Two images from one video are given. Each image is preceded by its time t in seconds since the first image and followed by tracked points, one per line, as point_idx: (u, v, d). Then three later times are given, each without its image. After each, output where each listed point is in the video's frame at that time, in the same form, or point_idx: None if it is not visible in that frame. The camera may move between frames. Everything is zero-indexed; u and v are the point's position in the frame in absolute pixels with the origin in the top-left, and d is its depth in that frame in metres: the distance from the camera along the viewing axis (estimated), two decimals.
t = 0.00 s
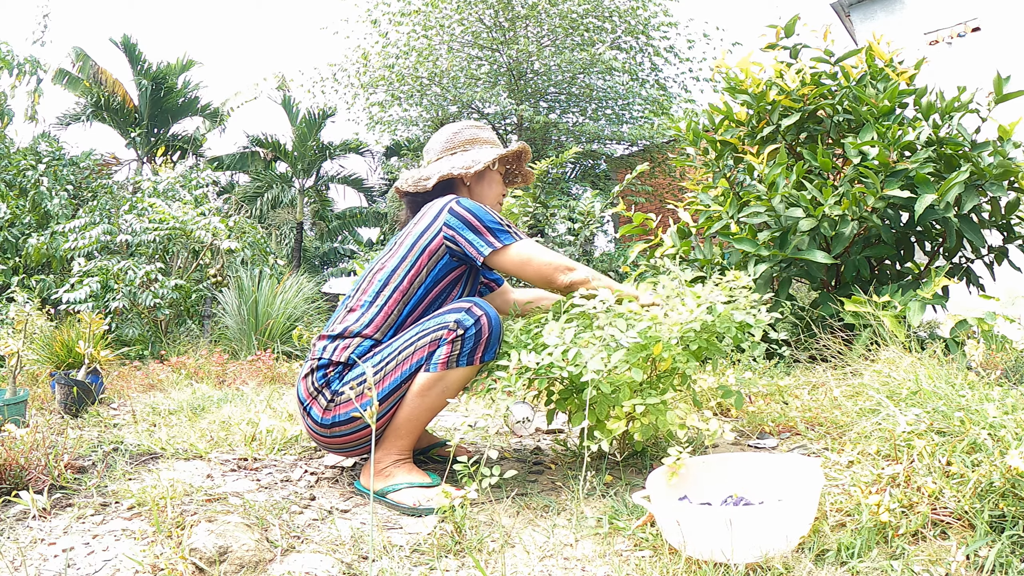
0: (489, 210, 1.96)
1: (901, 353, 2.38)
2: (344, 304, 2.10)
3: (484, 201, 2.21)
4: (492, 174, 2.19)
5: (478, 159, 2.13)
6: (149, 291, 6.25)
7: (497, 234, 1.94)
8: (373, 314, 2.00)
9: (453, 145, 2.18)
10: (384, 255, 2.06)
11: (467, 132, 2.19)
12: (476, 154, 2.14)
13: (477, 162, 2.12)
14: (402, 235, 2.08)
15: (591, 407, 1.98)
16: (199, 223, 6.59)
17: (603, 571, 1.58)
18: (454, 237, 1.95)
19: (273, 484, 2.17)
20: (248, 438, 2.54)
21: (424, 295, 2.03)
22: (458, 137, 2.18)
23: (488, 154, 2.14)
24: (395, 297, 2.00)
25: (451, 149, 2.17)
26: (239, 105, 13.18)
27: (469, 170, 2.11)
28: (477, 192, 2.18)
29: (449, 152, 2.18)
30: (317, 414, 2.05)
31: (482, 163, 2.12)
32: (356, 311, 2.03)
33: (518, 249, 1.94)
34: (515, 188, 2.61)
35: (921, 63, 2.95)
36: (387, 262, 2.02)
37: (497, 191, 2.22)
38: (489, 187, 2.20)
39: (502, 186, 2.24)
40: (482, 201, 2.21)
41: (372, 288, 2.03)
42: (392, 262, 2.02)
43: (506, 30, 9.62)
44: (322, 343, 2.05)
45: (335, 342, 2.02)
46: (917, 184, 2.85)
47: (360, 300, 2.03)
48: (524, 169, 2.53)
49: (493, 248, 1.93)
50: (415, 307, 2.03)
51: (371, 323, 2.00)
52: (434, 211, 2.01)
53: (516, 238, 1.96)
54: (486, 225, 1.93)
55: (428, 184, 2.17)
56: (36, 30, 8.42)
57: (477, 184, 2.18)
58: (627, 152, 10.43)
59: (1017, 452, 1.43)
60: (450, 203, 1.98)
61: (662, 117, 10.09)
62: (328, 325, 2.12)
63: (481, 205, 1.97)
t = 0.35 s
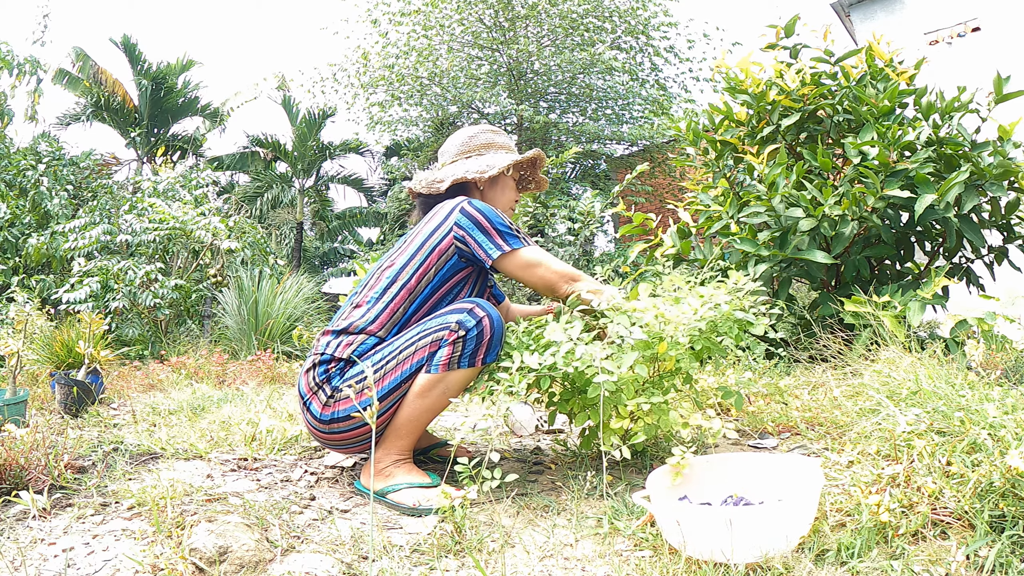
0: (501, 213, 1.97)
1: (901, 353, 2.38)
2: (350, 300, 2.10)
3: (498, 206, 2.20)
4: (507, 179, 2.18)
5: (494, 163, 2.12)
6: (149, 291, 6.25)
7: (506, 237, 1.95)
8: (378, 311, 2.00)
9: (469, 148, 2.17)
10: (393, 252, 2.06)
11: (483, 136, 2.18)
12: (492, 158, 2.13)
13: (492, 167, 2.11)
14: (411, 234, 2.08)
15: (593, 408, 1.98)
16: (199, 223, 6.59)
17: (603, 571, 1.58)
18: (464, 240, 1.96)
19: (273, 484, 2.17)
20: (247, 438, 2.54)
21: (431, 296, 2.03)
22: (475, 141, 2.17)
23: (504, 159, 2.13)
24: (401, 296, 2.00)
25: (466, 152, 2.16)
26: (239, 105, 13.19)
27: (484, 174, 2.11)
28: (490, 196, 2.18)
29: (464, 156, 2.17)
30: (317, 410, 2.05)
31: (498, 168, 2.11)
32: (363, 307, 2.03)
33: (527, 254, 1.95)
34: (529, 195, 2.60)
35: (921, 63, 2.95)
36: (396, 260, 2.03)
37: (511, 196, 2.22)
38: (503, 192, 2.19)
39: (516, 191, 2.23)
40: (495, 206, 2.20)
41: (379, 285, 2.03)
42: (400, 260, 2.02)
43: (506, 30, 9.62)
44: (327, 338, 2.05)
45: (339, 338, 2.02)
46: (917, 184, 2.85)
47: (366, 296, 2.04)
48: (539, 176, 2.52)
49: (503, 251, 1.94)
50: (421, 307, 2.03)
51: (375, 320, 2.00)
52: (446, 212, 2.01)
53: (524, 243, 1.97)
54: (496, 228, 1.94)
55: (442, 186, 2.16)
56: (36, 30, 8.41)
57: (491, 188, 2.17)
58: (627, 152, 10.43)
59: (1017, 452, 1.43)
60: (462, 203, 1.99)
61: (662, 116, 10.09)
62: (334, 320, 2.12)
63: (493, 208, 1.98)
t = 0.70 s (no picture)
0: (502, 216, 1.97)
1: (901, 353, 2.38)
2: (351, 299, 2.10)
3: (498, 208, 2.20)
4: (509, 181, 2.18)
5: (495, 166, 2.12)
6: (149, 291, 6.25)
7: (507, 241, 1.95)
8: (378, 312, 2.00)
9: (471, 149, 2.16)
10: (394, 253, 2.06)
11: (487, 137, 2.18)
12: (493, 161, 2.13)
13: (493, 170, 2.11)
14: (412, 235, 2.08)
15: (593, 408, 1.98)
16: (199, 223, 6.59)
17: (603, 571, 1.58)
18: (465, 242, 1.95)
19: (273, 484, 2.17)
20: (247, 438, 2.54)
21: (431, 296, 2.03)
22: (478, 142, 2.16)
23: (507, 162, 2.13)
24: (402, 296, 2.00)
25: (468, 153, 2.16)
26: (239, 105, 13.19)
27: (484, 177, 2.11)
28: (490, 198, 2.18)
29: (466, 156, 2.16)
30: (317, 410, 2.05)
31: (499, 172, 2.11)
32: (364, 307, 2.03)
33: (527, 259, 1.95)
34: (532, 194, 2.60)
35: (921, 63, 2.95)
36: (397, 261, 2.02)
37: (512, 199, 2.22)
38: (504, 194, 2.19)
39: (518, 194, 2.23)
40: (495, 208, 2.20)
41: (380, 285, 2.03)
42: (401, 260, 2.02)
43: (506, 30, 9.62)
44: (327, 338, 2.05)
45: (339, 338, 2.02)
46: (917, 183, 2.85)
47: (367, 296, 2.04)
48: (541, 176, 2.51)
49: (503, 255, 1.94)
50: (421, 307, 2.02)
51: (375, 320, 2.00)
52: (447, 213, 2.01)
53: (525, 248, 1.98)
54: (497, 231, 1.94)
55: (443, 186, 2.16)
56: (36, 30, 8.41)
57: (492, 190, 2.17)
58: (627, 152, 10.43)
59: (1017, 452, 1.43)
60: (464, 205, 1.99)
61: (662, 117, 10.09)
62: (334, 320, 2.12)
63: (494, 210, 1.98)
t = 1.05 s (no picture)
0: (504, 222, 1.95)
1: (901, 353, 2.38)
2: (349, 302, 2.10)
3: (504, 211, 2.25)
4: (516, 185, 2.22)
5: (510, 171, 2.16)
6: (149, 291, 6.25)
7: (510, 247, 1.94)
8: (377, 313, 2.00)
9: (481, 152, 2.15)
10: (392, 255, 2.06)
11: (494, 139, 2.17)
12: (505, 167, 2.16)
13: (509, 178, 2.15)
14: (411, 237, 2.07)
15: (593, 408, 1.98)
16: (199, 223, 6.59)
17: (603, 571, 1.58)
18: (465, 245, 1.94)
19: (273, 484, 2.17)
20: (247, 438, 2.54)
21: (430, 298, 2.02)
22: (488, 144, 2.16)
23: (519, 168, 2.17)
24: (400, 300, 2.00)
25: (479, 156, 2.15)
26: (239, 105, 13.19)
27: (502, 186, 2.14)
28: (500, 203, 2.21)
29: (477, 160, 2.15)
30: (316, 412, 2.05)
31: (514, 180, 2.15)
32: (362, 309, 2.03)
33: (528, 264, 1.95)
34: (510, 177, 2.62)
35: (921, 63, 2.95)
36: (395, 263, 2.02)
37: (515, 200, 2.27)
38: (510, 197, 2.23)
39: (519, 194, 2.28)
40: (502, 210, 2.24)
41: (379, 287, 2.03)
42: (399, 263, 2.01)
43: (506, 30, 9.62)
44: (325, 341, 2.05)
45: (337, 339, 2.02)
46: (917, 183, 2.85)
47: (366, 298, 2.04)
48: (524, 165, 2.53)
49: (505, 261, 1.93)
50: (419, 307, 2.02)
51: (373, 322, 2.00)
52: (446, 215, 2.00)
53: (527, 253, 1.97)
54: (499, 238, 1.93)
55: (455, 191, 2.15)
56: (36, 30, 8.41)
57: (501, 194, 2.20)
58: (627, 152, 10.43)
59: (1016, 452, 1.43)
60: (464, 209, 1.98)
61: (661, 117, 10.08)
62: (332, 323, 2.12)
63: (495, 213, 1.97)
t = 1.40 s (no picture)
0: (488, 224, 1.94)
1: (901, 353, 2.38)
2: (342, 304, 2.11)
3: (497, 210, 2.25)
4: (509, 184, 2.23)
5: (505, 171, 2.16)
6: (149, 291, 6.25)
7: (490, 250, 1.93)
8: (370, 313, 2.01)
9: (476, 152, 2.14)
10: (382, 256, 2.06)
11: (489, 139, 2.16)
12: (500, 167, 2.16)
13: (504, 179, 2.15)
14: (400, 238, 2.07)
15: (590, 410, 1.99)
16: (199, 223, 6.59)
17: (603, 571, 1.58)
18: (451, 244, 1.94)
19: (273, 484, 2.17)
20: (247, 438, 2.54)
21: (422, 298, 2.03)
22: (482, 145, 2.15)
23: (514, 168, 2.17)
24: (391, 300, 2.00)
25: (474, 157, 2.14)
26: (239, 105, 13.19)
27: (498, 186, 2.15)
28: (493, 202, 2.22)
29: (472, 160, 2.14)
30: (313, 414, 2.05)
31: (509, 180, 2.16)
32: (356, 311, 2.04)
33: (509, 269, 1.94)
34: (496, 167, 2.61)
35: (921, 64, 2.95)
36: (385, 264, 2.02)
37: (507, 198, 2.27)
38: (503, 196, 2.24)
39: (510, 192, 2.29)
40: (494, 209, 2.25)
41: (371, 288, 2.03)
42: (389, 264, 2.01)
43: (506, 30, 9.62)
44: (319, 343, 2.05)
45: (331, 341, 2.02)
46: (916, 184, 2.85)
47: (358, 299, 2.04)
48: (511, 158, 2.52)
49: (487, 263, 1.92)
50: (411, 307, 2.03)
51: (366, 322, 2.00)
52: (434, 215, 2.00)
53: (509, 258, 1.95)
54: (481, 240, 1.92)
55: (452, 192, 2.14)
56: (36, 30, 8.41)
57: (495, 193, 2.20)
58: (627, 152, 10.43)
59: (1017, 452, 1.43)
60: (451, 209, 1.97)
61: (662, 116, 10.08)
62: (327, 325, 2.12)
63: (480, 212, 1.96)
